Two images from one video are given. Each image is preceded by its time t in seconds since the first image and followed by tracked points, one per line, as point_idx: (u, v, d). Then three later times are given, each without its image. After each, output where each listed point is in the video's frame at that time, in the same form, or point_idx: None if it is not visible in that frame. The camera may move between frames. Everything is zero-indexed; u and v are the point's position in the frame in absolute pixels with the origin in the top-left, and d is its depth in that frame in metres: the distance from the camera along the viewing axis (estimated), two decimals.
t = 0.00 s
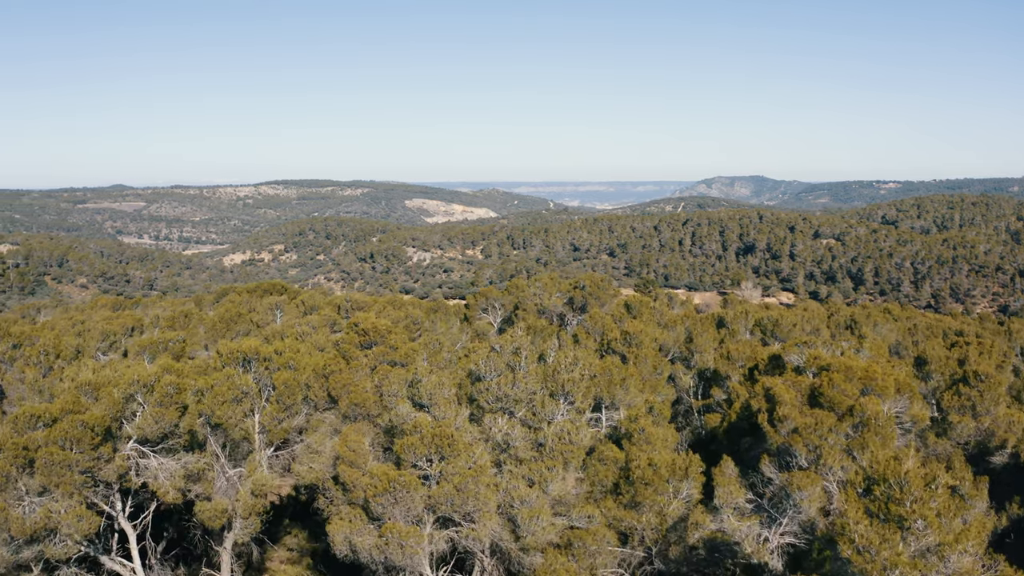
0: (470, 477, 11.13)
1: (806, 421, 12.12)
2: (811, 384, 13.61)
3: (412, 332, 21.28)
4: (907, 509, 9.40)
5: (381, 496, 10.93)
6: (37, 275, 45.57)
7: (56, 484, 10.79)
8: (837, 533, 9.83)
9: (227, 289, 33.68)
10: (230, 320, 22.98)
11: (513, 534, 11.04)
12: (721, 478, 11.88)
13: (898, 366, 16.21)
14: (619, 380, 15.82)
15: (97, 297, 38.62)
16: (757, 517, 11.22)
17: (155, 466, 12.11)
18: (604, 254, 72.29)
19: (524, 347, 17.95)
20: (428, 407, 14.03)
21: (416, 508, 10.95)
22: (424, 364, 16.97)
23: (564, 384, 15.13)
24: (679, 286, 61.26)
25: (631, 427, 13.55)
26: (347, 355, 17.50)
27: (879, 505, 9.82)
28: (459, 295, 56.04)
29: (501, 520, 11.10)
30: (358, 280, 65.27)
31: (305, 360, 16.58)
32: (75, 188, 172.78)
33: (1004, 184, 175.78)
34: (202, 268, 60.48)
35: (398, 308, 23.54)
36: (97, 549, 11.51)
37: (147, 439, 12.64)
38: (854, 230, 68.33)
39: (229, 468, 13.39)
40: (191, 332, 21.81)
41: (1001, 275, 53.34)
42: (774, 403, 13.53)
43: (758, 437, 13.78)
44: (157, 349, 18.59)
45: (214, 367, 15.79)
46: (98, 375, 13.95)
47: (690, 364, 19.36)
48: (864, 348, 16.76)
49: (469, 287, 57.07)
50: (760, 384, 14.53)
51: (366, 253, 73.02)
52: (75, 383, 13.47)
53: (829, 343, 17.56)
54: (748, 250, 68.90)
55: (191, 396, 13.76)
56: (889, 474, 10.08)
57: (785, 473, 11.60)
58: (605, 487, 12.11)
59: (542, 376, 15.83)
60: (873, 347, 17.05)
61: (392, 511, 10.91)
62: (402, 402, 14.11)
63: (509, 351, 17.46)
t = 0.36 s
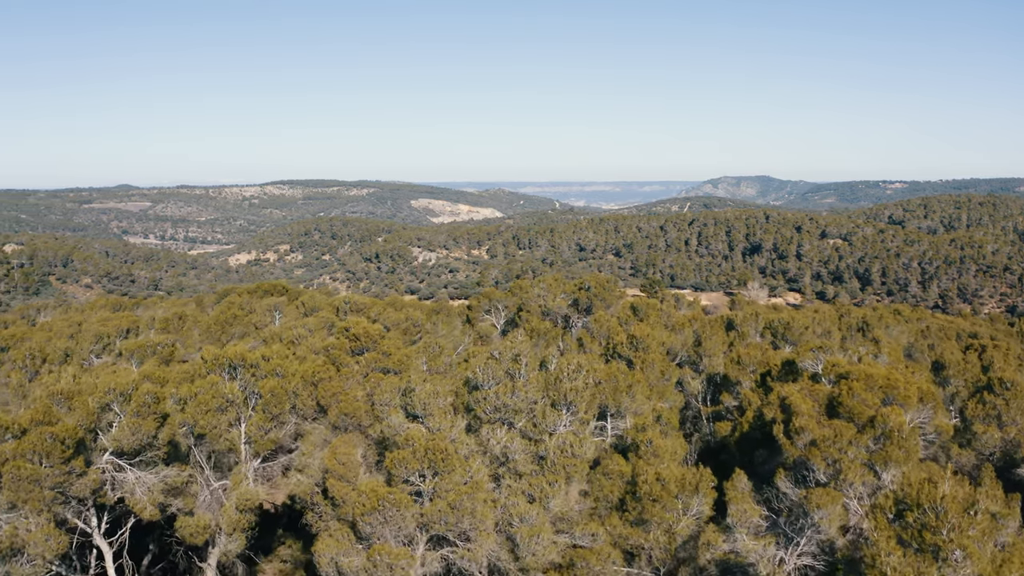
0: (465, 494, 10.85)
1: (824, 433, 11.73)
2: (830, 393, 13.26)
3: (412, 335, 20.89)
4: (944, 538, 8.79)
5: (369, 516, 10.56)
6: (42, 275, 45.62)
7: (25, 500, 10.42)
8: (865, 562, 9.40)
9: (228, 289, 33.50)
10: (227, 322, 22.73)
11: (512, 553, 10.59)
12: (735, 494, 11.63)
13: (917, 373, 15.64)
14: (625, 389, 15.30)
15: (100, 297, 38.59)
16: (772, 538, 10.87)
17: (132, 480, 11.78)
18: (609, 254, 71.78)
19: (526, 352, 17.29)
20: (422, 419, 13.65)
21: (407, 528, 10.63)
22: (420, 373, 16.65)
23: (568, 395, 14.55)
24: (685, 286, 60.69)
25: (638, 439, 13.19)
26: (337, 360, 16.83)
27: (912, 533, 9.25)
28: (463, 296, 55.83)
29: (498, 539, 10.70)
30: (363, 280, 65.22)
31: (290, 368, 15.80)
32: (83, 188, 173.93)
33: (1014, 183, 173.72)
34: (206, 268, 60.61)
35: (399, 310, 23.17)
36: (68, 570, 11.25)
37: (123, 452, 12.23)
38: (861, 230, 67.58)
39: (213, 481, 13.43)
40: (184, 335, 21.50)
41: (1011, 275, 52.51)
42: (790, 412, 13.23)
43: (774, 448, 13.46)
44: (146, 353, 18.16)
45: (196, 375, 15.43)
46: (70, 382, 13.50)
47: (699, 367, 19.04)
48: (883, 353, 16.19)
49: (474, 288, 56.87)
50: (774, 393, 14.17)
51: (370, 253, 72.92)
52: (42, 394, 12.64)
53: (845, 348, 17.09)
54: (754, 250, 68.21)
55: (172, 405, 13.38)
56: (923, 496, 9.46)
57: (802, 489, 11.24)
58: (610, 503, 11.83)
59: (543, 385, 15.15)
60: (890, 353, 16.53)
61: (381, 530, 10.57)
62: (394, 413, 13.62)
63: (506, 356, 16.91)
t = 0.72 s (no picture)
0: (459, 513, 10.54)
1: (844, 447, 11.24)
2: (849, 403, 12.80)
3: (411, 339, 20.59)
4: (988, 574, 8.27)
5: (356, 537, 10.25)
6: (47, 275, 45.72)
7: None
8: None
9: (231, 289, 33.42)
10: (226, 325, 22.55)
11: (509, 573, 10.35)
12: (748, 512, 11.27)
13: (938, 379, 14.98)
14: (630, 397, 15.04)
15: (104, 296, 38.63)
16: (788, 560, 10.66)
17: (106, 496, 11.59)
18: (615, 254, 71.30)
19: (525, 358, 16.81)
20: (415, 431, 13.32)
21: (397, 549, 10.31)
22: (415, 382, 16.26)
23: (567, 405, 14.27)
24: (692, 286, 60.09)
25: (644, 451, 12.69)
26: (328, 366, 16.61)
27: (950, 565, 8.78)
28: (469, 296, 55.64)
29: (496, 560, 10.48)
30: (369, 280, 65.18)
31: (280, 374, 15.66)
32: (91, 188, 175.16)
33: None
34: (212, 268, 60.78)
35: (399, 313, 22.87)
36: None
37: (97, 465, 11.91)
38: (868, 230, 66.84)
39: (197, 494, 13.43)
40: (178, 338, 21.27)
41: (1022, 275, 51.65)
42: (807, 424, 12.79)
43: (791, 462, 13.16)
44: (133, 357, 18.21)
45: (169, 383, 14.86)
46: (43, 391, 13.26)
47: (710, 372, 18.79)
48: (902, 360, 15.61)
49: (480, 287, 56.66)
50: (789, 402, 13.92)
51: (375, 253, 72.87)
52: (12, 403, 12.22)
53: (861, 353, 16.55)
54: (761, 250, 67.52)
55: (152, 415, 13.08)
56: (962, 527, 8.97)
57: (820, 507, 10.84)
58: (616, 520, 11.51)
59: (546, 396, 14.80)
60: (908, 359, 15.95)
61: (368, 552, 10.23)
62: (386, 424, 13.32)
63: (502, 362, 16.43)
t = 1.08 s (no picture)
0: (452, 534, 10.14)
1: (865, 461, 11.01)
2: (870, 414, 12.52)
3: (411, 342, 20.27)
4: None
5: (340, 559, 10.04)
6: (51, 275, 45.78)
7: None
8: None
9: (232, 289, 33.28)
10: (224, 328, 22.37)
11: None
12: (764, 531, 11.10)
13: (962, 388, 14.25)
14: (636, 405, 14.54)
15: (107, 296, 38.62)
16: None
17: (78, 511, 11.32)
18: (621, 254, 70.86)
19: (525, 364, 16.23)
20: (406, 443, 12.75)
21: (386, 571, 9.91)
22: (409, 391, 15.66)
23: (570, 416, 13.82)
24: (698, 287, 59.57)
25: (653, 463, 12.54)
26: (314, 372, 15.89)
27: None
28: (475, 296, 55.47)
29: None
30: (374, 280, 65.12)
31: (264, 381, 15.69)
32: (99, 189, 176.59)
33: None
34: (217, 268, 60.93)
35: (398, 314, 22.53)
36: None
37: (70, 479, 11.65)
38: (875, 230, 66.15)
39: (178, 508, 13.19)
40: (171, 340, 20.90)
41: None
42: (825, 437, 12.34)
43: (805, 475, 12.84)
44: (121, 361, 18.11)
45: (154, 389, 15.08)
46: (21, 397, 13.39)
47: (719, 378, 18.49)
48: (921, 366, 15.00)
49: (485, 287, 56.46)
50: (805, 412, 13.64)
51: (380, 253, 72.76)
52: None
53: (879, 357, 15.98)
54: (767, 250, 66.84)
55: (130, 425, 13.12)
56: (1007, 559, 8.50)
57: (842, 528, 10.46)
58: (621, 538, 11.16)
59: (548, 406, 14.30)
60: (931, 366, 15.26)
61: None
62: (376, 435, 12.84)
63: (500, 369, 15.80)
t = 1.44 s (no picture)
0: (444, 556, 9.71)
1: (886, 476, 10.51)
2: (892, 425, 12.12)
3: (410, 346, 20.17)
4: None
5: None
6: (56, 275, 45.87)
7: None
8: None
9: (234, 289, 33.18)
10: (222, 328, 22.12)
11: None
12: (777, 546, 10.88)
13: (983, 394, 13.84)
14: (643, 412, 14.28)
15: (111, 296, 38.67)
16: None
17: (49, 526, 11.09)
18: (627, 254, 70.42)
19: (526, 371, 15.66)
20: (397, 455, 12.55)
21: None
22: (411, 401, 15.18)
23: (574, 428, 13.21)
24: (703, 287, 59.10)
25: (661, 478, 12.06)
26: (302, 380, 15.23)
27: None
28: (480, 296, 55.29)
29: None
30: (379, 280, 65.07)
31: (248, 390, 15.15)
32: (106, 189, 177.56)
33: None
34: (222, 268, 61.05)
35: (398, 316, 22.18)
36: None
37: (42, 493, 11.39)
38: (882, 231, 65.48)
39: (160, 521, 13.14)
40: (164, 342, 20.54)
41: None
42: (843, 449, 12.10)
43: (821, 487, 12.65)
44: (107, 365, 17.87)
45: (137, 394, 14.75)
46: None
47: (727, 383, 18.26)
48: (941, 372, 14.58)
49: (490, 287, 56.26)
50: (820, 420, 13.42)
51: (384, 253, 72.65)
52: None
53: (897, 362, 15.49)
54: (773, 251, 66.13)
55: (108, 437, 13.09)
56: None
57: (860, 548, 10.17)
58: (627, 556, 10.93)
59: (553, 412, 14.02)
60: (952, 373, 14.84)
61: None
62: (365, 447, 12.46)
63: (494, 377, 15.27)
